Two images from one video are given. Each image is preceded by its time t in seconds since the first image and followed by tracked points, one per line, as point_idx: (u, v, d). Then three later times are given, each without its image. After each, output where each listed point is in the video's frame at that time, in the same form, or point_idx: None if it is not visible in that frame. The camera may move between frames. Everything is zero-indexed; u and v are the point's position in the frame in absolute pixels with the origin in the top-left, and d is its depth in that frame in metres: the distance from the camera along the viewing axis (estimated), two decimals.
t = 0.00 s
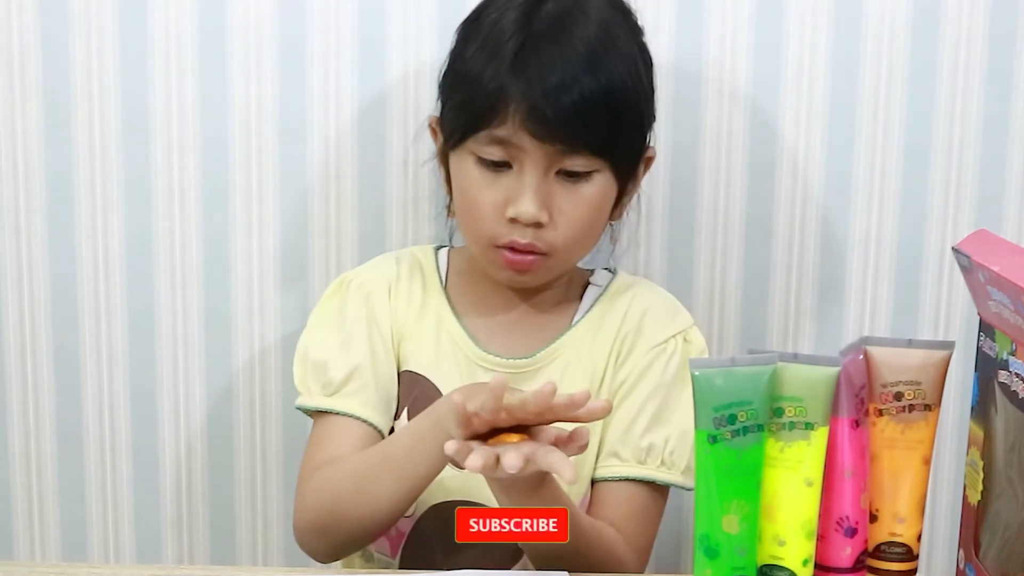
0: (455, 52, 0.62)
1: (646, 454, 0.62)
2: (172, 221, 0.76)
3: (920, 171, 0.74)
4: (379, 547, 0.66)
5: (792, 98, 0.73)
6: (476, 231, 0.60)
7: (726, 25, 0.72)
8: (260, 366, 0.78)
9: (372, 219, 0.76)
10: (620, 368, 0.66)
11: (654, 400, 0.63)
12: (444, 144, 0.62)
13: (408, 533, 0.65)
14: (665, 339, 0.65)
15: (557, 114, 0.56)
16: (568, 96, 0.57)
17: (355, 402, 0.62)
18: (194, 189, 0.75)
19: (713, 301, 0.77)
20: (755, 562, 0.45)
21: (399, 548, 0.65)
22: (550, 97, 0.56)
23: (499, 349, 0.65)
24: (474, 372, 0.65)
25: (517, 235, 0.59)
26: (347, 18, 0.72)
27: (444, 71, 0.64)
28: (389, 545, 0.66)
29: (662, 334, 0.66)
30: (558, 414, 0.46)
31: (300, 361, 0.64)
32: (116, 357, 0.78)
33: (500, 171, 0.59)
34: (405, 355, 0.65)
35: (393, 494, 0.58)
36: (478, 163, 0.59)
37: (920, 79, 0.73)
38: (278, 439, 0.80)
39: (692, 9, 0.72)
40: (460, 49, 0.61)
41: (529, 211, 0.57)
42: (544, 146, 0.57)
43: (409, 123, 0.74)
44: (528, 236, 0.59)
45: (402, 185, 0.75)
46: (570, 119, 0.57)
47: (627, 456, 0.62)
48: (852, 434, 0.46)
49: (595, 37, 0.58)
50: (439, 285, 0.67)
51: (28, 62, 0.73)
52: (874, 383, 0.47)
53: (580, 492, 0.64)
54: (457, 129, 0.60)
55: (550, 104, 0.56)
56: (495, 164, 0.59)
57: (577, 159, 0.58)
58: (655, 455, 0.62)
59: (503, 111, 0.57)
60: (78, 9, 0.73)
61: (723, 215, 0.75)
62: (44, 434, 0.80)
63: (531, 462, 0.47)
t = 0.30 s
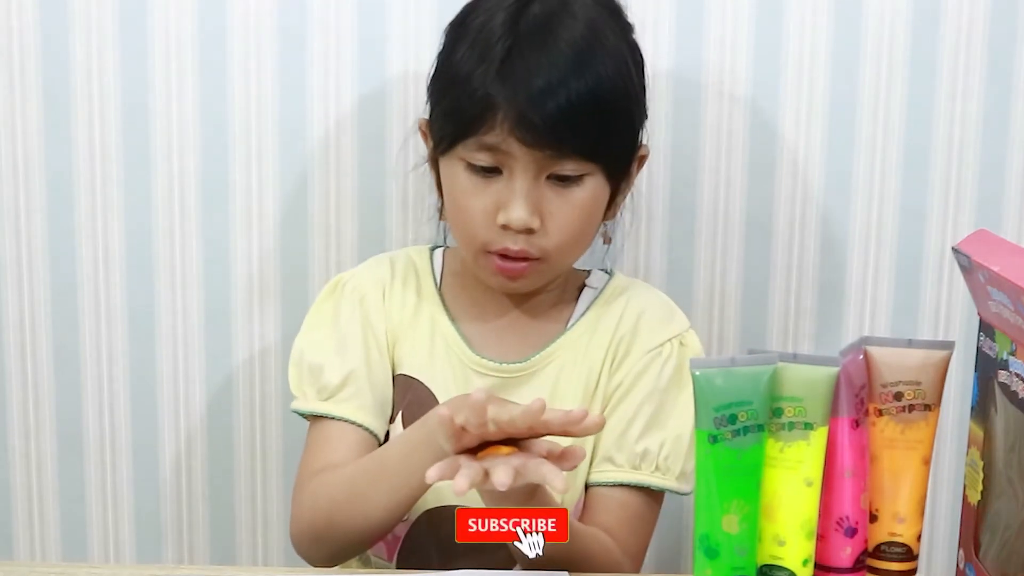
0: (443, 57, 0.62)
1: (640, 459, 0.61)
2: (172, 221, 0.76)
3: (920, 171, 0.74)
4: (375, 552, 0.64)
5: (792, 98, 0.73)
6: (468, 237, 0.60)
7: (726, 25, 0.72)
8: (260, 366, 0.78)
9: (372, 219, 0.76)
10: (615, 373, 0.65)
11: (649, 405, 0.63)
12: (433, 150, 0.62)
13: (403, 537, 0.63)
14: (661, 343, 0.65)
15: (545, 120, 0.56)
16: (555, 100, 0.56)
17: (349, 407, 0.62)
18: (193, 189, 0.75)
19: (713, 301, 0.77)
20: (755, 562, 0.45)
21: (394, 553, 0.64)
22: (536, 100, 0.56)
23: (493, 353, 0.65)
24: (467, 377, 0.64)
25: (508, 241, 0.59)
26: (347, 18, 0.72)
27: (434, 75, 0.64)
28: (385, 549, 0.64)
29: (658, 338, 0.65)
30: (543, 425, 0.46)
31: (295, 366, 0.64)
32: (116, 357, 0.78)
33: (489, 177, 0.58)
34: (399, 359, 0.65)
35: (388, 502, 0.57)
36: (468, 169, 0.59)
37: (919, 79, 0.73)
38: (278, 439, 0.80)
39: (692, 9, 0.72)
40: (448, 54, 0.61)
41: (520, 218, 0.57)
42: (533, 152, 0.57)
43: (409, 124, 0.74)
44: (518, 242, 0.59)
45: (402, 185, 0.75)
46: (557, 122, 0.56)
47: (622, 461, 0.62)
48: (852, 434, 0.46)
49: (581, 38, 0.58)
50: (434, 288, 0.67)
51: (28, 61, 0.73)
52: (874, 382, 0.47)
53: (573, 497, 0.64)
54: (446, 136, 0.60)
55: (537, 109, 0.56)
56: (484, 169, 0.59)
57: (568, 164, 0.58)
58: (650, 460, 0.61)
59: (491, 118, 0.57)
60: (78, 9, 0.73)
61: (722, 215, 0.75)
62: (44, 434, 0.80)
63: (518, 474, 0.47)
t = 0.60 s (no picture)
0: (450, 55, 0.62)
1: (639, 465, 0.61)
2: (172, 221, 0.76)
3: (920, 171, 0.74)
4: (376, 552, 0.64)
5: (792, 98, 0.73)
6: (471, 238, 0.60)
7: (726, 25, 0.72)
8: (260, 366, 0.78)
9: (371, 219, 0.76)
10: (616, 378, 0.65)
11: (649, 411, 0.62)
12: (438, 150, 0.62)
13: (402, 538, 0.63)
14: (663, 348, 0.65)
15: (550, 123, 0.56)
16: (561, 101, 0.56)
17: (348, 407, 0.62)
18: (193, 189, 0.75)
19: (713, 301, 0.77)
20: (756, 562, 0.45)
21: (394, 552, 0.64)
22: (542, 102, 0.56)
23: (494, 355, 0.65)
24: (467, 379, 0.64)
25: (512, 242, 0.59)
26: (347, 19, 0.72)
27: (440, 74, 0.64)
28: (386, 549, 0.64)
29: (659, 344, 0.65)
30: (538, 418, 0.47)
31: (296, 364, 0.64)
32: (116, 357, 0.78)
33: (494, 178, 0.58)
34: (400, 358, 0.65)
35: (389, 503, 0.58)
36: (472, 170, 0.59)
37: (919, 79, 0.73)
38: (278, 439, 0.80)
39: (692, 10, 0.72)
40: (454, 53, 0.61)
41: (524, 219, 0.57)
42: (538, 155, 0.57)
43: (409, 124, 0.74)
44: (523, 243, 0.59)
45: (402, 185, 0.75)
46: (563, 124, 0.56)
47: (621, 467, 0.62)
48: (852, 436, 0.46)
49: (589, 40, 0.58)
50: (436, 288, 0.67)
51: (28, 61, 0.73)
52: (874, 382, 0.47)
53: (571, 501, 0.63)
54: (450, 136, 0.60)
55: (543, 111, 0.56)
56: (489, 170, 0.58)
57: (573, 167, 0.58)
58: (649, 466, 0.61)
59: (496, 119, 0.57)
60: (77, 9, 0.73)
61: (722, 215, 0.75)
62: (44, 433, 0.80)
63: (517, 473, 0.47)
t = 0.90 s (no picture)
0: (454, 52, 0.62)
1: (640, 467, 0.61)
2: (172, 221, 0.76)
3: (920, 171, 0.74)
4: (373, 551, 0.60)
5: (792, 98, 0.73)
6: (471, 234, 0.60)
7: (726, 26, 0.72)
8: (260, 365, 0.78)
9: (371, 219, 0.76)
10: (617, 379, 0.64)
11: (649, 413, 0.62)
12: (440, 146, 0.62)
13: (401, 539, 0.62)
14: (662, 350, 0.65)
15: (554, 121, 0.56)
16: (565, 100, 0.56)
17: (345, 404, 0.62)
18: (193, 188, 0.75)
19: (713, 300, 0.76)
20: (755, 562, 0.46)
21: (390, 552, 0.59)
22: (545, 100, 0.56)
23: (492, 354, 0.64)
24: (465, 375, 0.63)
25: (512, 239, 0.59)
26: (347, 18, 0.72)
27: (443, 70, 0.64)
28: (382, 548, 0.59)
29: (660, 345, 0.65)
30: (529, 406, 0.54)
31: (294, 359, 0.64)
32: (116, 357, 0.78)
33: (494, 175, 0.58)
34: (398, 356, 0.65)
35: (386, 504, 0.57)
36: (473, 165, 0.59)
37: (919, 79, 0.73)
38: (278, 439, 0.80)
39: (692, 10, 0.72)
40: (458, 50, 0.61)
41: (524, 217, 0.57)
42: (539, 151, 0.57)
43: (409, 124, 0.74)
44: (522, 241, 0.59)
45: (402, 185, 0.75)
46: (566, 123, 0.56)
47: (622, 469, 0.61)
48: (852, 435, 0.46)
49: (593, 41, 0.58)
50: (434, 287, 0.67)
51: (28, 60, 0.73)
52: (874, 382, 0.47)
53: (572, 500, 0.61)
54: (453, 132, 0.60)
55: (546, 109, 0.56)
56: (490, 167, 0.58)
57: (574, 166, 0.57)
58: (650, 468, 0.61)
59: (499, 115, 0.57)
60: (78, 9, 0.73)
61: (722, 214, 0.75)
62: (44, 433, 0.80)
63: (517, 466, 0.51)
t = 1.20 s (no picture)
0: (454, 48, 0.62)
1: (637, 466, 0.61)
2: (172, 221, 0.76)
3: (920, 171, 0.74)
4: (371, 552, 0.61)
5: (792, 98, 0.73)
6: (466, 230, 0.60)
7: (725, 26, 0.72)
8: (260, 365, 0.78)
9: (371, 219, 0.76)
10: (612, 379, 0.64)
11: (645, 413, 0.61)
12: (438, 141, 0.62)
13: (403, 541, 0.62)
14: (658, 349, 0.65)
15: (551, 119, 0.56)
16: (563, 98, 0.56)
17: (339, 407, 0.62)
18: (193, 188, 0.75)
19: (713, 300, 0.76)
20: (756, 562, 0.46)
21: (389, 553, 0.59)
22: (543, 98, 0.56)
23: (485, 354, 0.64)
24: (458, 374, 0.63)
25: (507, 236, 0.59)
26: (347, 18, 0.72)
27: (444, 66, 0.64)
28: (381, 549, 0.60)
29: (655, 344, 0.65)
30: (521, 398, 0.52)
31: (290, 363, 0.64)
32: (116, 356, 0.78)
33: (491, 172, 0.58)
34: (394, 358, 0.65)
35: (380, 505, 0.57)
36: (470, 162, 0.59)
37: (919, 79, 0.73)
38: (278, 439, 0.79)
39: (692, 10, 0.72)
40: (459, 46, 0.61)
41: (519, 214, 0.57)
42: (537, 149, 0.56)
43: (409, 124, 0.74)
44: (518, 238, 0.59)
45: (402, 185, 0.75)
46: (563, 120, 0.56)
47: (618, 468, 0.61)
48: (852, 435, 0.46)
49: (593, 41, 0.58)
50: (429, 287, 0.67)
51: (28, 60, 0.73)
52: (874, 382, 0.47)
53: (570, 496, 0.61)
54: (450, 128, 0.60)
55: (544, 107, 0.56)
56: (488, 165, 0.58)
57: (571, 165, 0.57)
58: (647, 468, 0.61)
59: (496, 113, 0.57)
60: (78, 9, 0.73)
61: (722, 214, 0.75)
62: (44, 433, 0.80)
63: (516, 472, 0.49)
